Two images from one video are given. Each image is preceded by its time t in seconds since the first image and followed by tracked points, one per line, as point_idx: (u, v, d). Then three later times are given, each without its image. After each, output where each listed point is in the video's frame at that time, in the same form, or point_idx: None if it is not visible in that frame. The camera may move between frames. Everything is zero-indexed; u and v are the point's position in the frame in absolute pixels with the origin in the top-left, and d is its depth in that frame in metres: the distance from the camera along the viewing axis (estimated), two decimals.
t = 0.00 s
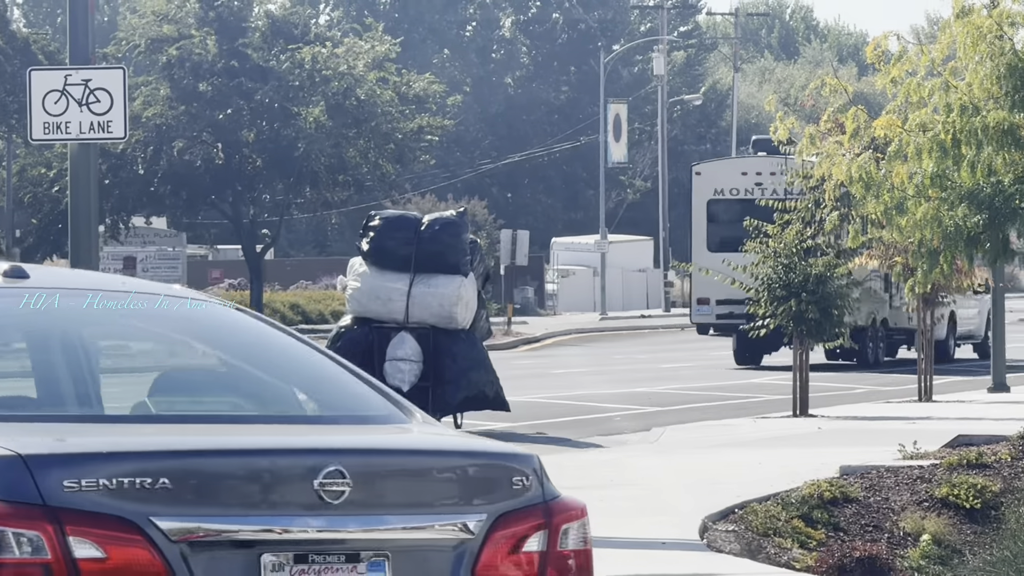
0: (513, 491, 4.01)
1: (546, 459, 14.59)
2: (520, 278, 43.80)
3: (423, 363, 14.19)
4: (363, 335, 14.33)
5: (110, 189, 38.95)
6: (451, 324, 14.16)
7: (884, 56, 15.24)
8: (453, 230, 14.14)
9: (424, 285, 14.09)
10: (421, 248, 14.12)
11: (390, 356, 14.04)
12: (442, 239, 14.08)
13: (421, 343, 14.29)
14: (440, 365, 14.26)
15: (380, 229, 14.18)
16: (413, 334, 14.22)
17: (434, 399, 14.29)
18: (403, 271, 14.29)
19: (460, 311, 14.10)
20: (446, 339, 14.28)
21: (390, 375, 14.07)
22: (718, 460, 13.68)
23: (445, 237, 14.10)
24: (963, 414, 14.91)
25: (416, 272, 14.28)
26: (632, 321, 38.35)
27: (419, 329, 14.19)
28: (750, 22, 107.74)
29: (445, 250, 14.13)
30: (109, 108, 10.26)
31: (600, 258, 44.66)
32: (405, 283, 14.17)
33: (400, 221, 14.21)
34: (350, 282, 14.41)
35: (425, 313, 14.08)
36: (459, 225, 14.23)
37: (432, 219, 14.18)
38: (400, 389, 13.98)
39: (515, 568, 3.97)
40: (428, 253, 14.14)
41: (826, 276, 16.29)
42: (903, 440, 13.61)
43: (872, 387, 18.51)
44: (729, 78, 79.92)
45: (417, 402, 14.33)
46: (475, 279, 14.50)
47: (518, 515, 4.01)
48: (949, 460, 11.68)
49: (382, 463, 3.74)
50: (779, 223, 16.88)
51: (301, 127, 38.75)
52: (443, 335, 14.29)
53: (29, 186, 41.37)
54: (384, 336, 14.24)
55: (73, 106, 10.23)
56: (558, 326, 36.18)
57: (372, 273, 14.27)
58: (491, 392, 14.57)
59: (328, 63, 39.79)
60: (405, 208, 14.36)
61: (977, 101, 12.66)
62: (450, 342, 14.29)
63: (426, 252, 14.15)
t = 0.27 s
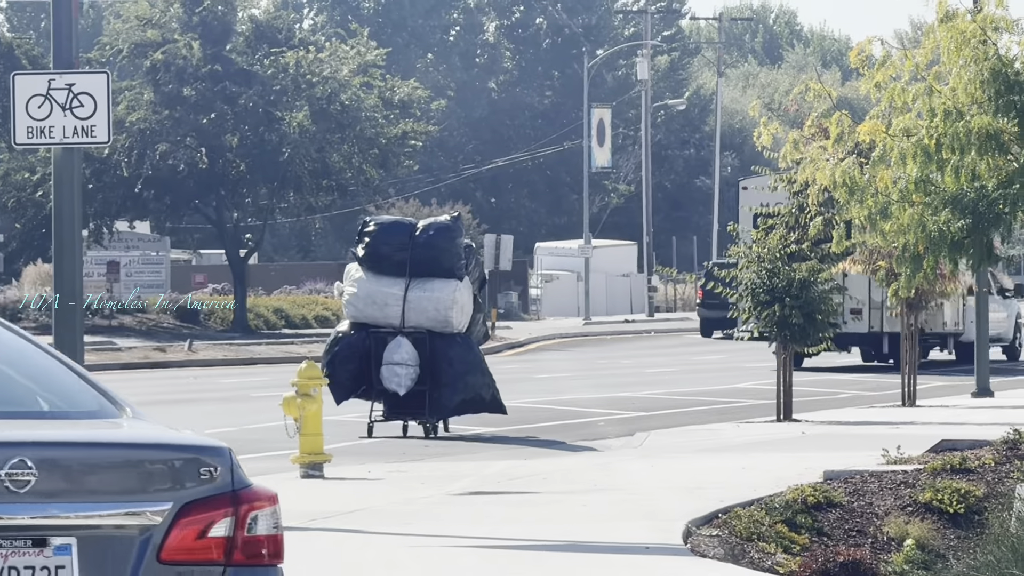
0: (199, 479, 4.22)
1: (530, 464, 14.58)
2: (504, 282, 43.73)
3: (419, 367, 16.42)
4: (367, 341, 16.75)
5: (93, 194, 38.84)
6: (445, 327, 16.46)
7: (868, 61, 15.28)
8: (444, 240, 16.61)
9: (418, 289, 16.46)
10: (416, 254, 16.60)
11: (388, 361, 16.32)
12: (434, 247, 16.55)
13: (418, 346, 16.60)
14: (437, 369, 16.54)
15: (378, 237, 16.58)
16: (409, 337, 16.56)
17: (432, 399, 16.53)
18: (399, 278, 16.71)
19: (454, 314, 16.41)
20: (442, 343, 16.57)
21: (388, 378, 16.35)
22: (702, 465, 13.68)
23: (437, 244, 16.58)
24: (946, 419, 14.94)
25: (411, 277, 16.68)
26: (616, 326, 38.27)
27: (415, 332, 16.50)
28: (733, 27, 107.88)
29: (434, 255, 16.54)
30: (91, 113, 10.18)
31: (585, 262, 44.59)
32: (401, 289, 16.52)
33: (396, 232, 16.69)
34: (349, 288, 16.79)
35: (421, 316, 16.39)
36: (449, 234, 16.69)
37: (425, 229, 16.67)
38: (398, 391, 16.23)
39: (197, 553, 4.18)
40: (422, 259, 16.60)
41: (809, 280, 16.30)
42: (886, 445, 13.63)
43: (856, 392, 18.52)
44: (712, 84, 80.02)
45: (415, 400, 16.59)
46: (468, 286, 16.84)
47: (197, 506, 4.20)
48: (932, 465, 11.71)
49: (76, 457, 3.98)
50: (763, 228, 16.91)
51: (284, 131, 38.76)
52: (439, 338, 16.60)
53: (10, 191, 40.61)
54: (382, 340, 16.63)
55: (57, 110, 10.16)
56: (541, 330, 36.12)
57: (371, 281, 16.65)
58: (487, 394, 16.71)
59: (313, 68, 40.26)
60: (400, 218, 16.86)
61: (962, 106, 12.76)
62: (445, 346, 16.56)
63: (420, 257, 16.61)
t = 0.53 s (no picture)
0: None
1: (515, 468, 14.57)
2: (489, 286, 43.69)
3: (418, 370, 16.76)
4: (366, 344, 17.09)
5: (78, 198, 38.56)
6: (444, 330, 16.83)
7: (853, 65, 15.28)
8: (443, 245, 17.05)
9: (418, 293, 16.85)
10: (416, 258, 17.02)
11: (388, 364, 16.65)
12: (434, 251, 16.99)
13: (417, 350, 16.92)
14: (435, 373, 16.86)
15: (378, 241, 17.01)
16: (409, 340, 16.89)
17: (430, 403, 16.85)
18: (399, 282, 17.10)
19: (453, 317, 16.78)
20: (441, 346, 16.91)
21: (387, 381, 16.68)
22: (688, 469, 13.69)
23: (437, 249, 17.02)
24: (930, 424, 14.98)
25: (410, 281, 17.09)
26: (601, 330, 38.24)
27: (414, 336, 16.84)
28: (718, 31, 107.95)
29: (433, 259, 16.99)
30: (75, 118, 10.14)
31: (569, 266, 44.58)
32: (402, 293, 16.91)
33: (396, 237, 17.10)
34: (350, 291, 17.17)
35: (421, 319, 16.76)
36: (448, 239, 17.14)
37: (426, 233, 17.10)
38: (397, 394, 16.58)
39: None
40: (422, 264, 17.02)
41: (793, 285, 16.34)
42: (871, 450, 13.65)
43: (841, 396, 18.55)
44: (697, 88, 80.10)
45: (414, 403, 16.91)
46: (467, 291, 17.24)
47: None
48: (916, 469, 11.75)
49: None
50: (747, 232, 16.92)
51: (269, 135, 38.73)
52: (438, 342, 16.94)
53: None
54: (382, 343, 16.95)
55: (41, 114, 10.11)
56: (526, 335, 36.07)
57: (372, 285, 17.05)
58: (485, 398, 16.99)
59: (298, 72, 40.05)
60: (400, 224, 17.30)
61: (946, 110, 12.80)
62: (444, 350, 16.89)
63: (421, 262, 17.02)
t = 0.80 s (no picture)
0: None
1: (503, 472, 14.56)
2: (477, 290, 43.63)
3: (419, 373, 17.05)
4: (368, 348, 17.35)
5: (66, 201, 38.35)
6: (445, 334, 17.11)
7: (841, 70, 15.29)
8: (444, 250, 17.32)
9: (419, 298, 17.14)
10: (417, 263, 17.28)
11: (389, 368, 16.94)
12: (435, 256, 17.28)
13: (418, 353, 17.19)
14: (436, 377, 17.14)
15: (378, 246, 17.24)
16: (409, 344, 17.16)
17: (431, 405, 17.18)
18: (400, 286, 17.37)
19: (453, 322, 17.06)
20: (441, 350, 17.19)
21: (388, 385, 16.97)
22: (676, 473, 13.69)
23: (438, 254, 17.28)
24: (917, 428, 15.00)
25: (411, 286, 17.36)
26: (588, 335, 38.21)
27: (415, 340, 17.11)
28: (707, 34, 107.99)
29: (434, 265, 17.25)
30: (63, 122, 10.10)
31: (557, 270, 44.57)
32: (402, 297, 17.19)
33: (397, 241, 17.35)
34: (351, 296, 17.43)
35: (422, 323, 17.04)
36: (449, 244, 17.40)
37: (426, 239, 17.37)
38: (399, 397, 16.89)
39: None
40: (423, 268, 17.29)
41: (781, 289, 16.38)
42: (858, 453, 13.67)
43: (828, 400, 18.57)
44: (685, 91, 80.11)
45: (414, 406, 17.21)
46: (467, 296, 17.52)
47: None
48: (904, 473, 11.77)
49: None
50: (735, 236, 16.93)
51: (256, 139, 38.62)
52: (438, 346, 17.22)
53: None
54: (383, 347, 17.22)
55: (28, 118, 10.07)
56: (513, 338, 36.03)
57: (373, 289, 17.31)
58: (485, 401, 17.28)
59: (286, 76, 39.93)
60: (401, 228, 17.54)
61: (934, 114, 12.83)
62: (445, 353, 17.17)
63: (421, 267, 17.29)
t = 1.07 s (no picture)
0: None
1: (495, 474, 14.54)
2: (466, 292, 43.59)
3: (423, 375, 17.09)
4: (371, 350, 17.42)
5: (57, 204, 38.47)
6: (448, 337, 17.20)
7: (831, 72, 15.32)
8: (449, 254, 17.46)
9: (423, 300, 17.24)
10: (422, 266, 17.41)
11: (393, 370, 16.98)
12: (440, 259, 17.42)
13: (421, 356, 17.26)
14: (439, 379, 17.22)
15: (384, 249, 17.37)
16: (413, 347, 17.23)
17: (434, 407, 17.23)
18: (404, 288, 17.49)
19: (457, 324, 17.15)
20: (444, 352, 17.27)
21: (392, 386, 16.99)
22: (667, 475, 13.70)
23: (442, 257, 17.42)
24: (907, 430, 15.02)
25: (415, 288, 17.47)
26: (578, 336, 38.20)
27: (418, 342, 17.19)
28: (697, 38, 108.15)
29: (438, 268, 17.37)
30: (54, 124, 10.07)
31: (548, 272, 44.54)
32: (407, 299, 17.28)
33: (403, 244, 17.48)
34: (355, 297, 17.53)
35: (425, 326, 17.12)
36: (453, 248, 17.54)
37: (431, 242, 17.52)
38: (403, 399, 16.92)
39: None
40: (428, 272, 17.41)
41: (772, 292, 16.41)
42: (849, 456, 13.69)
43: (818, 403, 18.58)
44: (675, 94, 80.22)
45: (417, 408, 17.24)
46: (470, 299, 17.63)
47: None
48: (894, 476, 11.80)
49: None
50: (725, 238, 16.90)
51: (247, 141, 38.66)
52: (441, 348, 17.31)
53: None
54: (385, 349, 17.29)
55: (19, 120, 10.03)
56: (503, 340, 36.01)
57: (377, 292, 17.42)
58: (487, 404, 17.36)
59: (277, 79, 39.81)
60: (406, 232, 17.67)
61: (925, 117, 12.83)
62: (448, 355, 17.26)
63: (426, 270, 17.42)
